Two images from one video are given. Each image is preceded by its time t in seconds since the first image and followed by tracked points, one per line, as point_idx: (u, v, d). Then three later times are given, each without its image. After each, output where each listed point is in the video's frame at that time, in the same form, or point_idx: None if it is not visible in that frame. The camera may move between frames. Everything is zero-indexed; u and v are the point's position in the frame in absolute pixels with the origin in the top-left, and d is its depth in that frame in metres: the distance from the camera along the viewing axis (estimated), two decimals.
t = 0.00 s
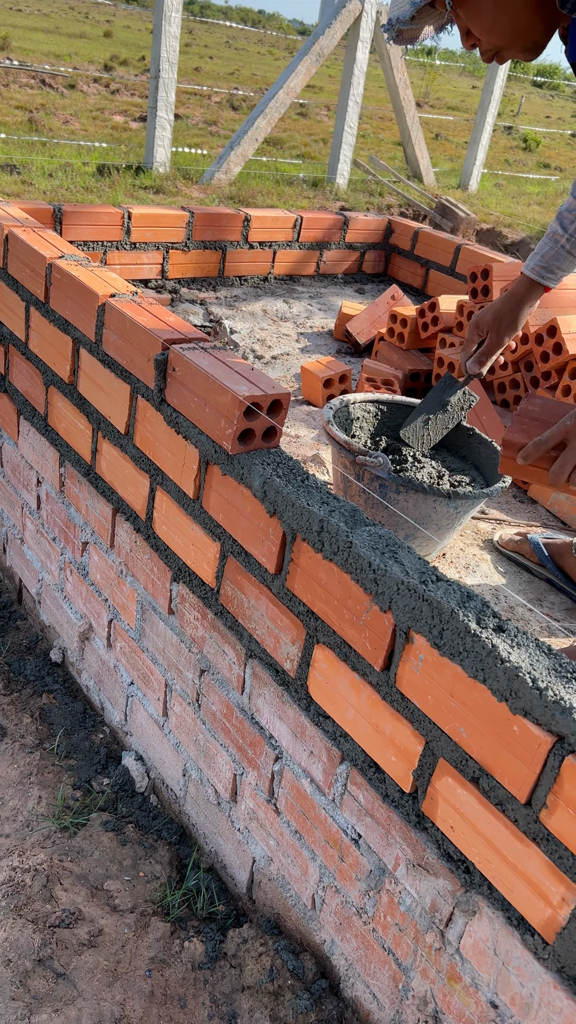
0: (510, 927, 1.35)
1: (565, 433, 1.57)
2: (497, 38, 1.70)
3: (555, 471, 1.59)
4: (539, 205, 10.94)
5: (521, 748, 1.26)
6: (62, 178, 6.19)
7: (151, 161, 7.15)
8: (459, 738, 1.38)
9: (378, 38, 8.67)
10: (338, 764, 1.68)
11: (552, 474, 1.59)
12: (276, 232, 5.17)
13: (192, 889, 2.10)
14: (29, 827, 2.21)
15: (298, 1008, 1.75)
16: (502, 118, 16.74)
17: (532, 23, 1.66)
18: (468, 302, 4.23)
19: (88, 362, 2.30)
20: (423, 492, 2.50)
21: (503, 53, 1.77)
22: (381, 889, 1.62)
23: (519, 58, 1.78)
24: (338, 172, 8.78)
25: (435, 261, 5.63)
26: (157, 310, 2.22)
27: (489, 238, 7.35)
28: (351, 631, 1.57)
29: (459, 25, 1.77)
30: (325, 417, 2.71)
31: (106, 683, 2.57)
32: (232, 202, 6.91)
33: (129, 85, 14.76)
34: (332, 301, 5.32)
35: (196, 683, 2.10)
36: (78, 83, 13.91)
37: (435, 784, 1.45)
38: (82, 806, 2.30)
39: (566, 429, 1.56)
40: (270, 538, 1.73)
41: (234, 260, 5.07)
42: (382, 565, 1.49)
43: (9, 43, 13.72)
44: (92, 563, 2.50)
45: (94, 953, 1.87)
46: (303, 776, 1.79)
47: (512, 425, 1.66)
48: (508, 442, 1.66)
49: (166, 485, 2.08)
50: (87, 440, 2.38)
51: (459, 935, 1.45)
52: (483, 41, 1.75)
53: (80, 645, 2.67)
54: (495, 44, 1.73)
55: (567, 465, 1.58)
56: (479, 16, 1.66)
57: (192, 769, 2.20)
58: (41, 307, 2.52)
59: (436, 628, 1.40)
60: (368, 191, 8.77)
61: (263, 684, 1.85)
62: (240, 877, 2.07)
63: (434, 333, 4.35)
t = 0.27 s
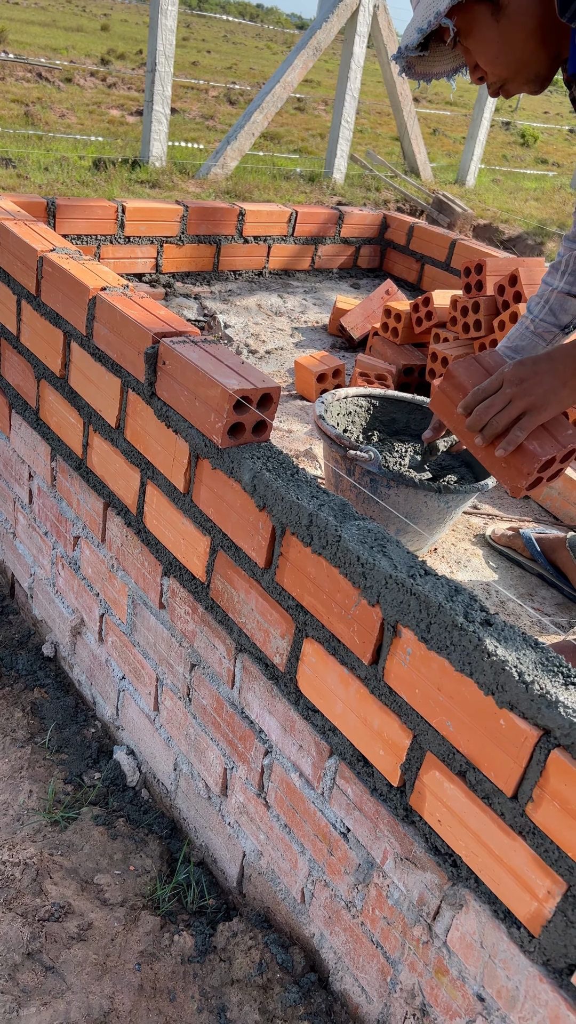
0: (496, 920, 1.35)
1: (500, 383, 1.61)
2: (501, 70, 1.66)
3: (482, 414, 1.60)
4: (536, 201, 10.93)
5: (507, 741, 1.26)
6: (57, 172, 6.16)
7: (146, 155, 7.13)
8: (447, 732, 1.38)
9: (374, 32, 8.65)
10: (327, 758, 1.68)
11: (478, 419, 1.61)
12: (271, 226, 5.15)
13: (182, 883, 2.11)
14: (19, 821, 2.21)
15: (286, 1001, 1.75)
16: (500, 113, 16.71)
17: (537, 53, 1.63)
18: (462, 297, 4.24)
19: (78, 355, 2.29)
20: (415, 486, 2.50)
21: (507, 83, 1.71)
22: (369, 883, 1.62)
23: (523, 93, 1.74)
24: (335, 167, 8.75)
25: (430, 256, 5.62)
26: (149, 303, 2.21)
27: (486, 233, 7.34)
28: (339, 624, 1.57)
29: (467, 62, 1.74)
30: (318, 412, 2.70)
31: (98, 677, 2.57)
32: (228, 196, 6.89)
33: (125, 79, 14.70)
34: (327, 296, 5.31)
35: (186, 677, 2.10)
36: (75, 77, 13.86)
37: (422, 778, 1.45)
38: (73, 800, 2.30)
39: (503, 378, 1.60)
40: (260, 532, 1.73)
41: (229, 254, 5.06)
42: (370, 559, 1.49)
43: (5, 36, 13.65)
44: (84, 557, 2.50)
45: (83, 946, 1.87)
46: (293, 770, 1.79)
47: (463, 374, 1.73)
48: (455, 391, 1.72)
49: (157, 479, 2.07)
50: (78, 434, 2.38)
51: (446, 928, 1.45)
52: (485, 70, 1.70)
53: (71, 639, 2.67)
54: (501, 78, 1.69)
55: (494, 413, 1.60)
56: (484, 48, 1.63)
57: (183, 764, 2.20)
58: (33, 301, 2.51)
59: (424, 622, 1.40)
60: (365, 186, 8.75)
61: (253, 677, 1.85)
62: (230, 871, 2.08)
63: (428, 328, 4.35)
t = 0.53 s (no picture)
0: (487, 916, 1.35)
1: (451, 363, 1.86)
2: (503, 44, 1.81)
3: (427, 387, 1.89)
4: (534, 197, 10.92)
5: (499, 738, 1.26)
6: (54, 167, 6.14)
7: (144, 151, 7.11)
8: (438, 728, 1.38)
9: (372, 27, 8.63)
10: (320, 755, 1.68)
11: (421, 392, 1.89)
12: (267, 222, 5.14)
13: (176, 879, 2.11)
14: (13, 817, 2.20)
15: (279, 997, 1.75)
16: (498, 109, 16.68)
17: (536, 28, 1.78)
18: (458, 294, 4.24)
19: (72, 351, 2.29)
20: (409, 482, 2.50)
21: (509, 57, 1.86)
22: (362, 879, 1.62)
23: (525, 65, 1.90)
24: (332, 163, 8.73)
25: (427, 253, 5.61)
26: (142, 299, 2.20)
27: (483, 229, 7.33)
28: (332, 621, 1.56)
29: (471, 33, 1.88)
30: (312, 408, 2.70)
31: (92, 673, 2.56)
32: (225, 191, 6.87)
33: (122, 74, 14.65)
34: (323, 292, 5.30)
35: (180, 673, 2.10)
36: (72, 72, 13.81)
37: (414, 774, 1.45)
38: (67, 796, 2.30)
39: (453, 359, 1.86)
40: (253, 528, 1.72)
41: (225, 250, 5.05)
42: (362, 556, 1.49)
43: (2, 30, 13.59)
44: (78, 554, 2.49)
45: (76, 942, 1.87)
46: (285, 767, 1.79)
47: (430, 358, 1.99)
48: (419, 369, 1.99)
49: (151, 475, 2.07)
50: (72, 430, 2.37)
51: (438, 924, 1.45)
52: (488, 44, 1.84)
53: (66, 636, 2.67)
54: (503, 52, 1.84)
55: (436, 389, 1.87)
56: (488, 22, 1.78)
57: (176, 760, 2.20)
58: (27, 296, 2.51)
59: (415, 618, 1.40)
60: (362, 182, 8.73)
61: (246, 674, 1.85)
62: (224, 867, 2.08)
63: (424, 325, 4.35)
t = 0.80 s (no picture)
0: (479, 912, 1.36)
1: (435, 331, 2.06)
2: (494, 38, 1.83)
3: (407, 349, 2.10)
4: (532, 193, 10.91)
5: (491, 734, 1.26)
6: (50, 162, 6.12)
7: (141, 146, 7.09)
8: (431, 725, 1.38)
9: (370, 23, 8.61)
10: (313, 751, 1.68)
11: (401, 352, 2.11)
12: (264, 218, 5.13)
13: (170, 875, 2.11)
14: (7, 813, 2.20)
15: (273, 993, 1.76)
16: (496, 105, 16.64)
17: (526, 25, 1.79)
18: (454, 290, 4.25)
19: (67, 347, 2.28)
20: (403, 479, 2.49)
21: (499, 50, 1.87)
22: (355, 875, 1.62)
23: (512, 60, 1.92)
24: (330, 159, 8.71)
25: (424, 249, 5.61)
26: (137, 295, 2.20)
27: (481, 225, 7.32)
28: (325, 617, 1.56)
29: (462, 24, 1.89)
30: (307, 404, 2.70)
31: (87, 670, 2.56)
32: (222, 187, 6.86)
33: (120, 69, 14.61)
34: (320, 288, 5.30)
35: (174, 669, 2.10)
36: (69, 67, 13.77)
37: (407, 771, 1.45)
38: (61, 792, 2.30)
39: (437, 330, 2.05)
40: (247, 525, 1.72)
41: (221, 246, 5.04)
42: (356, 552, 1.48)
43: None
44: (72, 550, 2.49)
45: (70, 938, 1.87)
46: (279, 763, 1.79)
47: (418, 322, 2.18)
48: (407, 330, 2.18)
49: (145, 472, 2.06)
50: (66, 426, 2.37)
51: (430, 920, 1.46)
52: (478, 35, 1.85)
53: (61, 632, 2.67)
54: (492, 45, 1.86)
55: (414, 352, 2.09)
56: (481, 14, 1.78)
57: (171, 756, 2.20)
58: (21, 292, 2.50)
59: (408, 615, 1.40)
60: (360, 178, 8.72)
61: (240, 670, 1.85)
62: (218, 863, 2.08)
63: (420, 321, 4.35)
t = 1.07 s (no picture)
0: (477, 909, 1.35)
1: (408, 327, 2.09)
2: (491, 32, 1.82)
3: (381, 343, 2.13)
4: (531, 190, 10.90)
5: (489, 731, 1.26)
6: (49, 158, 6.10)
7: (139, 143, 7.07)
8: (429, 721, 1.37)
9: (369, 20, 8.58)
10: (310, 747, 1.67)
11: (375, 346, 2.15)
12: (262, 214, 5.12)
13: (167, 872, 2.11)
14: (4, 810, 2.20)
15: (270, 990, 1.76)
16: (495, 102, 16.61)
17: (524, 22, 1.78)
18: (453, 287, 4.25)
19: (64, 342, 2.27)
20: (401, 476, 2.49)
21: (495, 45, 1.86)
22: (353, 872, 1.62)
23: (509, 56, 1.91)
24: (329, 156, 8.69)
25: (422, 246, 5.60)
26: (135, 290, 2.19)
27: (479, 223, 7.31)
28: (323, 614, 1.56)
29: (458, 18, 1.88)
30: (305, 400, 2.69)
31: (84, 667, 2.56)
32: (221, 184, 6.84)
33: (119, 65, 14.57)
34: (319, 285, 5.29)
35: (172, 666, 2.09)
36: (68, 63, 13.73)
37: (405, 767, 1.45)
38: (58, 789, 2.30)
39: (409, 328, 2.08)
40: (245, 521, 1.71)
41: (219, 242, 5.03)
42: (353, 548, 1.48)
43: None
44: (70, 546, 2.48)
45: (67, 935, 1.87)
46: (277, 760, 1.79)
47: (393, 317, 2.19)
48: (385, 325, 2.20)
49: (142, 468, 2.06)
50: (64, 422, 2.36)
51: (428, 917, 1.45)
52: (475, 28, 1.84)
53: (58, 629, 2.66)
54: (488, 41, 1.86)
55: (386, 347, 2.12)
56: (479, 8, 1.77)
57: (169, 754, 2.19)
58: (19, 287, 2.49)
59: (406, 611, 1.39)
60: (359, 175, 8.70)
61: (238, 666, 1.84)
62: (216, 860, 2.08)
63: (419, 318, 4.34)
